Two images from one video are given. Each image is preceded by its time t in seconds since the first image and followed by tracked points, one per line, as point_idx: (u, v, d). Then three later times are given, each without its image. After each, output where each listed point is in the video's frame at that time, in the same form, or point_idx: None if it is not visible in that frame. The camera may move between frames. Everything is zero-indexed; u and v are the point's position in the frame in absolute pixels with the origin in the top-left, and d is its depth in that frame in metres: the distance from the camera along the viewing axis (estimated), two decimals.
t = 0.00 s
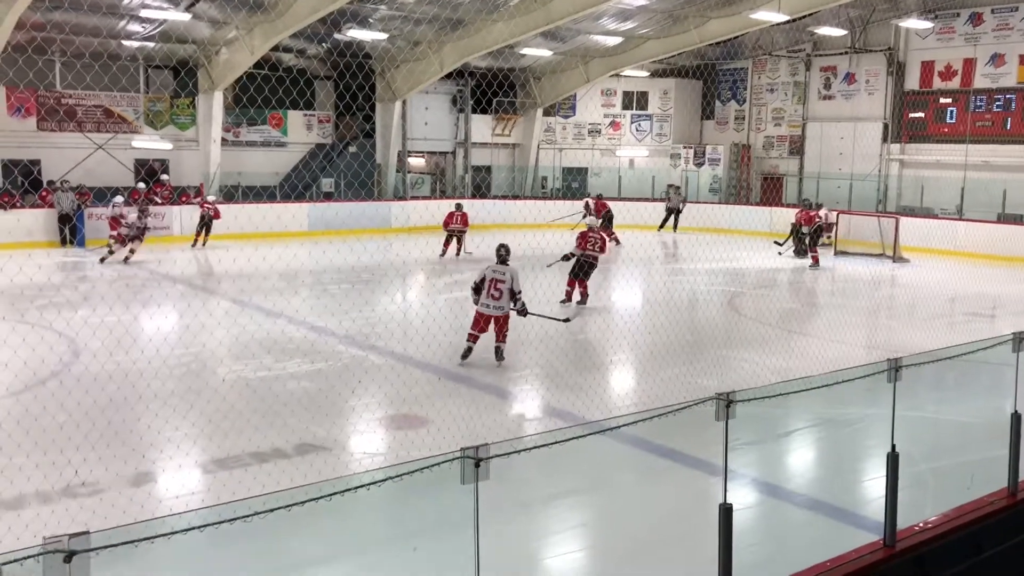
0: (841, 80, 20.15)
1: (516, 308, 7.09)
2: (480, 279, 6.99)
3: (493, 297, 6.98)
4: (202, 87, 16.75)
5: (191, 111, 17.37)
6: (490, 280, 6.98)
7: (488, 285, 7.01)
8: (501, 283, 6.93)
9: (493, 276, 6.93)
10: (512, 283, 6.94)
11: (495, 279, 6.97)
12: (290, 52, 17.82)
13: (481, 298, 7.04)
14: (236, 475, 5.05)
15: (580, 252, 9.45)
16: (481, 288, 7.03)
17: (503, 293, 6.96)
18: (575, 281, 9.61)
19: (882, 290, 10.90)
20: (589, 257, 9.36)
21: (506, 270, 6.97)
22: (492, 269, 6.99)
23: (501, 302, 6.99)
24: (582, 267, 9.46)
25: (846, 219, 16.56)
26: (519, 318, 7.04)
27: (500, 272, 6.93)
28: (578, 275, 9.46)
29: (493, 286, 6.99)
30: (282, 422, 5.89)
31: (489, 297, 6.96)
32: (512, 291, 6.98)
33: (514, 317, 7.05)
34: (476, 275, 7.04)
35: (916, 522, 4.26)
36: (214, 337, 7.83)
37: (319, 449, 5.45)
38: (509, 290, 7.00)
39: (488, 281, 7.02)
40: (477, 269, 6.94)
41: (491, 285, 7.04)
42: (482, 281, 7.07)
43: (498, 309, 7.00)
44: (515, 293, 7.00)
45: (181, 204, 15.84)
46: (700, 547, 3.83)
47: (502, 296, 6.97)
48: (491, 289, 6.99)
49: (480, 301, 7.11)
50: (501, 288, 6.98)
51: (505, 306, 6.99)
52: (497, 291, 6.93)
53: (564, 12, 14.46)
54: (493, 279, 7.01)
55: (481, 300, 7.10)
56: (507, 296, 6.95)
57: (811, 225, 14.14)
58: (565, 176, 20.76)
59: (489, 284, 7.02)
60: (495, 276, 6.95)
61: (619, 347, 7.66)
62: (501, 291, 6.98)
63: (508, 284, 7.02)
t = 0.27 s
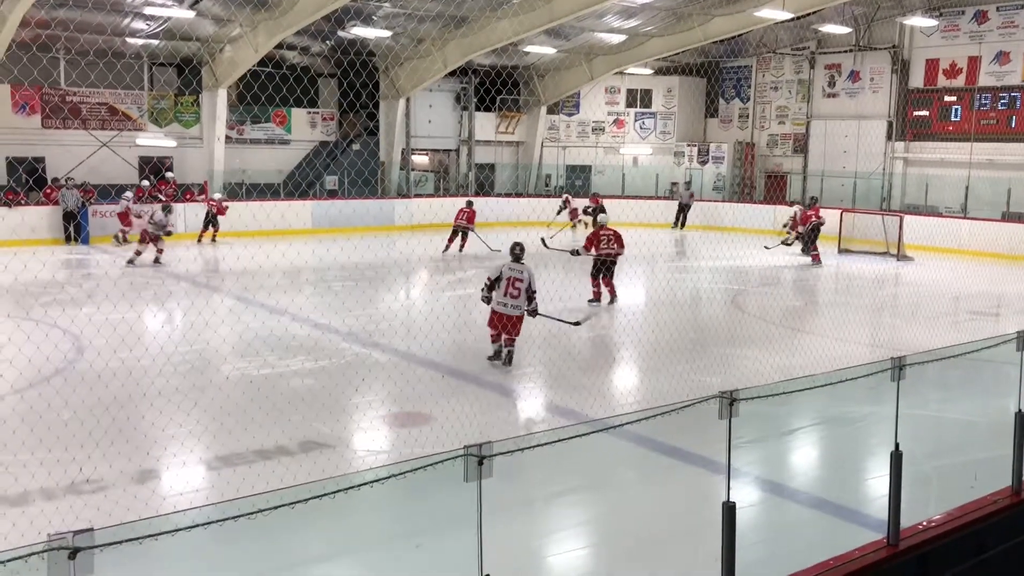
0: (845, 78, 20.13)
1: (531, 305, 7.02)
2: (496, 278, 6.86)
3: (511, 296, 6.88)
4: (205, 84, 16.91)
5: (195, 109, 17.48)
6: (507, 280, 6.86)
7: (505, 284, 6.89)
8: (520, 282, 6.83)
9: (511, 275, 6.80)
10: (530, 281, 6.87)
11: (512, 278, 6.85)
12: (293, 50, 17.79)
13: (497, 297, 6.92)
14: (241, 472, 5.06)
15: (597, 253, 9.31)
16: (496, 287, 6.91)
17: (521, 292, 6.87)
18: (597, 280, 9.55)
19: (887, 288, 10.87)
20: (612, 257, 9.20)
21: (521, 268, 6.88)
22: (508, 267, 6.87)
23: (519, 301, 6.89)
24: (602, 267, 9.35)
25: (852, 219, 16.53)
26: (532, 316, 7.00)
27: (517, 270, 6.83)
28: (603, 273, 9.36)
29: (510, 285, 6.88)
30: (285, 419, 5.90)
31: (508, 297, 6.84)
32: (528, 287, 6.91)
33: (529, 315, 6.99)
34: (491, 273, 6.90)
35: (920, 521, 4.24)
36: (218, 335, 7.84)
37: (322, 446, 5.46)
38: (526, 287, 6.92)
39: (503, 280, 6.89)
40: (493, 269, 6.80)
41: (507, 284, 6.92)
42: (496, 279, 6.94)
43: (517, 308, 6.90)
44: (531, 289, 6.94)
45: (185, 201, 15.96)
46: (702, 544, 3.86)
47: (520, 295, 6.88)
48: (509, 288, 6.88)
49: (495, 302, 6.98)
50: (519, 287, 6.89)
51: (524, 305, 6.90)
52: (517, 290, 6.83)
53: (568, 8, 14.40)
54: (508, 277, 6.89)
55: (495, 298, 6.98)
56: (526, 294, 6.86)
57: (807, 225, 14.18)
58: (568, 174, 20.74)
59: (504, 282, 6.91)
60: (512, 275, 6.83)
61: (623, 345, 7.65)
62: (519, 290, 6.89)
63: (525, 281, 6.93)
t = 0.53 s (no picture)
0: (846, 78, 20.11)
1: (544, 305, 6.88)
2: (512, 282, 6.64)
3: (530, 299, 6.69)
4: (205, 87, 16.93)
5: (196, 111, 17.47)
6: (523, 283, 6.66)
7: (521, 288, 6.68)
8: (537, 284, 6.65)
9: (528, 277, 6.62)
10: (546, 281, 6.70)
11: (528, 280, 6.66)
12: (294, 52, 17.67)
13: (515, 302, 6.70)
14: (243, 473, 5.07)
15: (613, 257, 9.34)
16: (513, 292, 6.70)
17: (540, 293, 6.69)
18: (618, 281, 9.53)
19: (888, 288, 10.87)
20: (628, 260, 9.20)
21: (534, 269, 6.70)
22: (522, 270, 6.67)
23: (537, 302, 6.71)
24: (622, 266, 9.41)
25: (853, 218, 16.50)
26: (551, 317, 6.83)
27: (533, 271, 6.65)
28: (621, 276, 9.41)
29: (527, 288, 6.69)
30: (287, 422, 5.90)
31: (530, 299, 6.65)
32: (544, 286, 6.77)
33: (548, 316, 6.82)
34: (505, 279, 6.67)
35: (923, 521, 4.22)
36: (220, 337, 7.84)
37: (324, 448, 5.46)
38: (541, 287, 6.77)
39: (518, 284, 6.66)
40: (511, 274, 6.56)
41: (521, 287, 6.71)
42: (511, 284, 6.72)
43: (537, 310, 6.72)
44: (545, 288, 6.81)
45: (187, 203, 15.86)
46: (704, 546, 3.86)
47: (539, 296, 6.70)
48: (526, 291, 6.68)
49: (513, 307, 6.73)
50: (536, 288, 6.72)
51: (544, 306, 6.72)
52: (536, 291, 6.65)
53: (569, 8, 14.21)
54: (522, 279, 6.69)
55: (512, 304, 6.75)
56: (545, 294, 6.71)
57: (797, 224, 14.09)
58: (569, 175, 21.10)
59: (520, 286, 6.70)
60: (528, 276, 6.64)
61: (624, 346, 7.65)
62: (537, 291, 6.71)
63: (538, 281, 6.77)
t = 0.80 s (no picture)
0: (844, 81, 20.11)
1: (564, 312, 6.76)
2: (534, 290, 6.51)
3: (551, 305, 6.58)
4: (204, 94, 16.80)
5: (195, 118, 17.57)
6: (544, 290, 6.53)
7: (542, 295, 6.56)
8: (559, 290, 6.54)
9: (548, 284, 6.50)
10: (566, 287, 6.59)
11: (549, 286, 6.54)
12: (293, 58, 17.64)
13: (537, 310, 6.57)
14: (244, 480, 5.07)
15: (630, 257, 9.67)
16: (534, 300, 6.57)
17: (561, 299, 6.59)
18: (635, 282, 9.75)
19: (890, 290, 10.87)
20: (643, 259, 9.52)
21: (553, 275, 6.59)
22: (542, 277, 6.54)
23: (559, 308, 6.61)
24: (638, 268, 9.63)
25: (852, 218, 16.46)
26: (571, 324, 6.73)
27: (553, 277, 6.54)
28: (637, 276, 9.68)
29: (548, 295, 6.57)
30: (288, 428, 5.89)
31: (551, 306, 6.54)
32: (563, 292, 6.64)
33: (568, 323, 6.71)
34: (525, 287, 6.54)
35: (924, 524, 4.19)
36: (221, 343, 7.84)
37: (325, 454, 5.45)
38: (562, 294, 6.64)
39: (538, 291, 6.55)
40: (533, 280, 6.45)
41: (541, 294, 6.59)
42: (531, 292, 6.59)
43: (559, 316, 6.61)
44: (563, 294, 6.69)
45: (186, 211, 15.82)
46: (707, 546, 3.78)
47: (560, 303, 6.59)
48: (548, 298, 6.56)
49: (533, 314, 6.61)
50: (556, 295, 6.60)
51: (565, 312, 6.62)
52: (558, 298, 6.54)
53: (569, 13, 14.34)
54: (542, 286, 6.56)
55: (533, 312, 6.62)
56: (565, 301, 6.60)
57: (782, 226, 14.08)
58: (568, 178, 21.05)
59: (541, 293, 6.57)
60: (549, 283, 6.51)
61: (624, 349, 7.65)
62: (557, 297, 6.60)
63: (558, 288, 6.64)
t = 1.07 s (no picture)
0: (865, 71, 19.66)
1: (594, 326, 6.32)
2: (565, 299, 6.07)
3: (582, 317, 6.14)
4: (180, 88, 16.31)
5: (168, 114, 17.19)
6: (576, 300, 6.10)
7: (573, 305, 6.11)
8: (591, 300, 6.13)
9: (580, 294, 6.09)
10: (597, 298, 6.20)
11: (580, 297, 6.11)
12: (274, 49, 17.29)
13: (568, 322, 6.12)
14: (222, 503, 4.63)
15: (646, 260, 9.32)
16: (564, 311, 6.12)
17: (592, 311, 6.17)
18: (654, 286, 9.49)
19: (911, 295, 10.44)
20: (661, 261, 9.20)
21: (583, 285, 6.19)
22: (571, 286, 6.13)
23: (591, 321, 6.19)
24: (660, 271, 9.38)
25: (875, 220, 16.07)
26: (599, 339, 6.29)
27: (584, 287, 6.12)
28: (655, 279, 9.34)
29: (579, 305, 6.13)
30: (267, 445, 5.46)
31: (583, 318, 6.10)
32: (595, 304, 6.22)
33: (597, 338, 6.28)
34: (555, 296, 6.10)
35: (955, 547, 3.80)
36: (196, 356, 7.40)
37: (308, 474, 5.02)
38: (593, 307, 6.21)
39: (568, 301, 6.11)
40: (564, 289, 6.03)
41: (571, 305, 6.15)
42: (560, 302, 6.14)
43: (590, 330, 6.18)
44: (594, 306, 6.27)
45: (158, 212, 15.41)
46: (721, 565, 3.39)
47: (592, 314, 6.17)
48: (579, 309, 6.12)
49: (562, 327, 6.15)
50: (588, 307, 6.17)
51: (595, 325, 6.20)
52: (590, 309, 6.11)
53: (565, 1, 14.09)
54: (573, 296, 6.13)
55: (561, 324, 6.16)
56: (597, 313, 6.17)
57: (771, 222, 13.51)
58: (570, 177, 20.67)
59: (571, 304, 6.13)
60: (581, 293, 6.10)
61: (628, 359, 7.22)
62: (588, 309, 6.16)
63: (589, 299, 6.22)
